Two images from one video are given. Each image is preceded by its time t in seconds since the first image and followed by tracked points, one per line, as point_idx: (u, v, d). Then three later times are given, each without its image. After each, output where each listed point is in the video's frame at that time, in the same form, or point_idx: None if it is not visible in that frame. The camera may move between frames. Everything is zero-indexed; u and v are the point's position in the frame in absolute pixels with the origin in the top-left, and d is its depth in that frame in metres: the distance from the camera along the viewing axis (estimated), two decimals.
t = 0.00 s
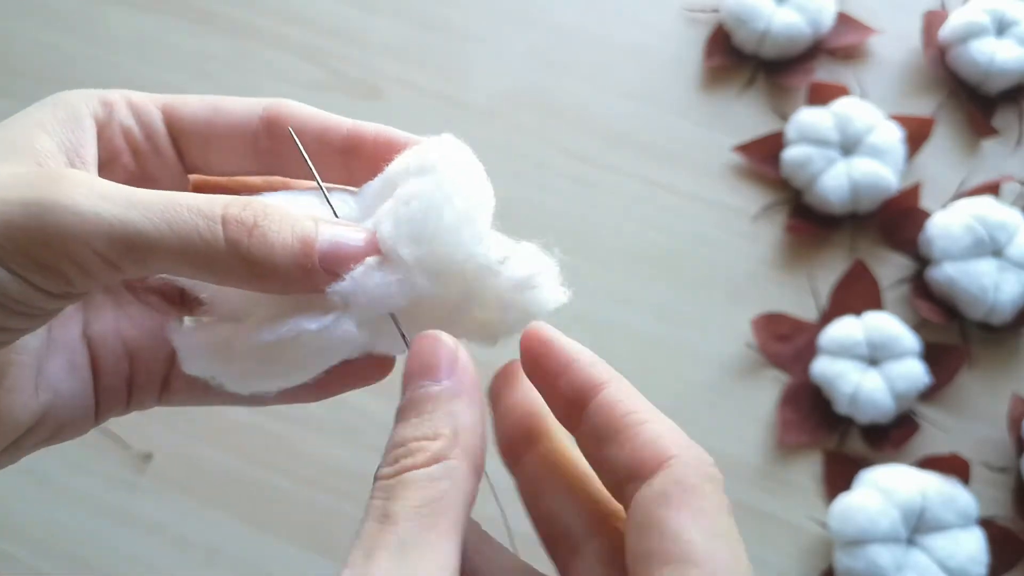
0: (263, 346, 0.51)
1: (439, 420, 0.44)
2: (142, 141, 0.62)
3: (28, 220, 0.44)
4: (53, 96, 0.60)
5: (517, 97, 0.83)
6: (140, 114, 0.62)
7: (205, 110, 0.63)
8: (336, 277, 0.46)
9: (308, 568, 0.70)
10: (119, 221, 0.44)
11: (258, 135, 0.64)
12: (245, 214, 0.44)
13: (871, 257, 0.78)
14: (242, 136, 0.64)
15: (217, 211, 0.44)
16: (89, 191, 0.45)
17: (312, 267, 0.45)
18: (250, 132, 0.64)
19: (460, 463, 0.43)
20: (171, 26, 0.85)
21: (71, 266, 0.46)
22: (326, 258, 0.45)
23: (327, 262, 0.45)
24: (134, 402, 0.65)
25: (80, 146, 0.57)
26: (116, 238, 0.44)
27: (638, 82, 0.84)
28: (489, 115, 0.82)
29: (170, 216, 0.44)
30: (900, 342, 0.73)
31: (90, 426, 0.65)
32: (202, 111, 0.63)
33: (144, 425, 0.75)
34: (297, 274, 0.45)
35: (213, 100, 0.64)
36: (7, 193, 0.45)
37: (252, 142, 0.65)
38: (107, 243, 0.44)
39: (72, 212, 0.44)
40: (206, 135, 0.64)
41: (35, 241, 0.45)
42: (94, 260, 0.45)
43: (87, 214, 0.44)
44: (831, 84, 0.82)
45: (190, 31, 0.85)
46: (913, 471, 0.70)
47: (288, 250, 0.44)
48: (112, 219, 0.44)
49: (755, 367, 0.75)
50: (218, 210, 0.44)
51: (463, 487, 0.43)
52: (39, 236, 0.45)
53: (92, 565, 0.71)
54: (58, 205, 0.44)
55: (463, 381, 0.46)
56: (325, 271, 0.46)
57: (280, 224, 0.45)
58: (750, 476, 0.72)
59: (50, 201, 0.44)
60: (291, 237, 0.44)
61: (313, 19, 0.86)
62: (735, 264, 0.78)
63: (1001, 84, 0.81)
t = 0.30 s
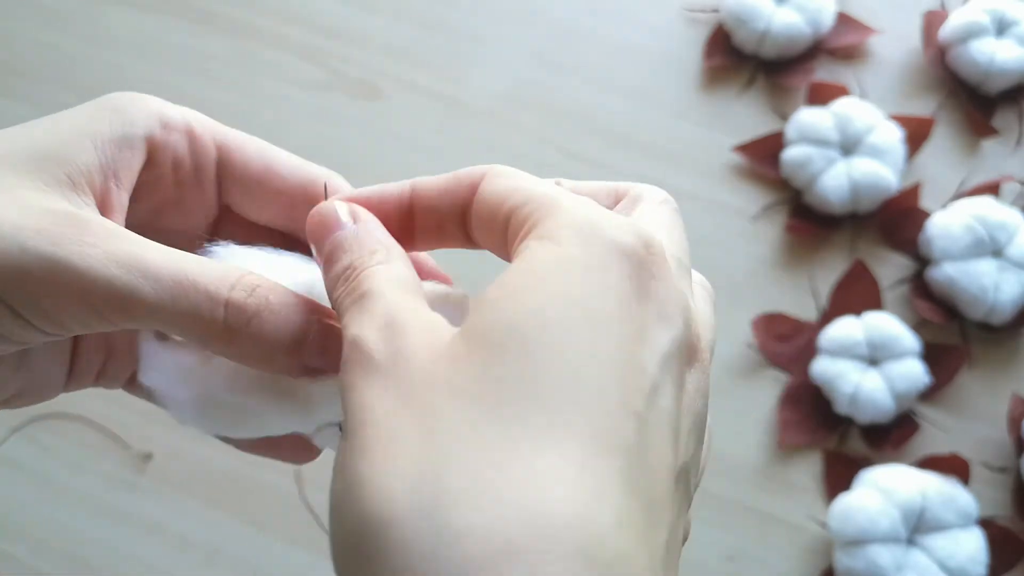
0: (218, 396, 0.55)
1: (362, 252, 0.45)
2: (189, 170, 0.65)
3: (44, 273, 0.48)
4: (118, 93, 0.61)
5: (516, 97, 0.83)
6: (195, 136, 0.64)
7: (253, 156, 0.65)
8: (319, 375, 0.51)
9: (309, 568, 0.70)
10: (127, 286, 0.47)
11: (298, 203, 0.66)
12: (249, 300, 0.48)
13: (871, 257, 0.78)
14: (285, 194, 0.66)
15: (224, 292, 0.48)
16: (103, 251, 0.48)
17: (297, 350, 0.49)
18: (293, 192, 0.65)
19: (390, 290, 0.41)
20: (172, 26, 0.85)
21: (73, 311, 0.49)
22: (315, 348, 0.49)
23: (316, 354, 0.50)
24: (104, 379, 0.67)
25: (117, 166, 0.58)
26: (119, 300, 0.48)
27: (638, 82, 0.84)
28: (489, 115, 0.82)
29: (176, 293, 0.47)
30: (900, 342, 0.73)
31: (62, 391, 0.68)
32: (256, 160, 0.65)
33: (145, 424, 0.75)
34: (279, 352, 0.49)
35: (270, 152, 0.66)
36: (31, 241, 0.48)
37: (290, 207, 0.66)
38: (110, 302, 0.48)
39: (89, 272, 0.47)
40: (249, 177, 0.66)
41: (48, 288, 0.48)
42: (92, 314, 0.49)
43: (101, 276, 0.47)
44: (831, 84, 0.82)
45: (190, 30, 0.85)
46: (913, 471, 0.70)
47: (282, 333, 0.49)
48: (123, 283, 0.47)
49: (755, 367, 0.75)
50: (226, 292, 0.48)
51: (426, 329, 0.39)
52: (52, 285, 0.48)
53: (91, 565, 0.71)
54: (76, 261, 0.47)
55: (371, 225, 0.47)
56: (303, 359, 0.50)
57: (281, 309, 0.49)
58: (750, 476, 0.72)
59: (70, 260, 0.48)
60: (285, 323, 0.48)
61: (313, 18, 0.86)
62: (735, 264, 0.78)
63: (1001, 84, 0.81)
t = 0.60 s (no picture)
0: (183, 393, 0.54)
1: (460, 179, 0.50)
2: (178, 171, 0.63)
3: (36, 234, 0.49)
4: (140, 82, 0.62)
5: (516, 97, 0.83)
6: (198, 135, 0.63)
7: (246, 177, 0.63)
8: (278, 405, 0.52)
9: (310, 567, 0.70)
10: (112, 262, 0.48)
11: (277, 232, 0.62)
12: (224, 306, 0.49)
13: (871, 257, 0.78)
14: (265, 221, 0.62)
15: (201, 291, 0.49)
16: (92, 216, 0.49)
17: (265, 364, 0.51)
18: (276, 219, 0.62)
19: (500, 226, 0.48)
20: (172, 26, 0.85)
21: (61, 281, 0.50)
22: (278, 364, 0.51)
23: (278, 377, 0.51)
24: (87, 376, 0.69)
25: (123, 151, 0.59)
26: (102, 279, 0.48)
27: (638, 82, 0.84)
28: (489, 115, 0.82)
29: (157, 282, 0.48)
30: (899, 342, 0.73)
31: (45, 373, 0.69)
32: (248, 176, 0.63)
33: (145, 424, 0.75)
34: (250, 368, 0.51)
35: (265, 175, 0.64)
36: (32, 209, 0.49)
37: (269, 236, 0.63)
38: (91, 273, 0.49)
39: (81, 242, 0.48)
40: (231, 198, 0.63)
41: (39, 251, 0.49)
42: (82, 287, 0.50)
43: (89, 248, 0.48)
44: (831, 84, 0.82)
45: (190, 31, 0.85)
46: (913, 471, 0.70)
47: (247, 347, 0.50)
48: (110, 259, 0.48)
49: (755, 367, 0.75)
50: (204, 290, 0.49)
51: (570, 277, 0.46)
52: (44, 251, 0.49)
53: (92, 565, 0.71)
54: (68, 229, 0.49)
55: (458, 152, 0.52)
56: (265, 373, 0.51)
57: (257, 323, 0.51)
58: (750, 476, 0.72)
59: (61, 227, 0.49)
60: (259, 338, 0.51)
61: (313, 18, 0.86)
62: (735, 264, 0.78)
63: (1001, 84, 0.81)
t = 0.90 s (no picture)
0: (205, 379, 0.54)
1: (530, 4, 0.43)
2: (191, 177, 0.65)
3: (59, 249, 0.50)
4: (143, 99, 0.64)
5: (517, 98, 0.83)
6: (201, 156, 0.66)
7: (253, 183, 0.67)
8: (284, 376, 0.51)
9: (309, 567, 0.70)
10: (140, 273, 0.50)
11: (290, 225, 0.65)
12: (252, 299, 0.49)
13: (871, 257, 0.78)
14: (279, 218, 0.65)
15: (226, 288, 0.50)
16: (115, 232, 0.51)
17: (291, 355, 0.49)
18: (284, 217, 0.65)
19: (514, 72, 0.41)
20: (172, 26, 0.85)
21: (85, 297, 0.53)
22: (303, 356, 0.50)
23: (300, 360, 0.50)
24: (100, 374, 0.68)
25: (137, 169, 0.61)
26: (132, 288, 0.50)
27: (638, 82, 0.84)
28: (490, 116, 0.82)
29: (188, 286, 0.49)
30: (899, 342, 0.73)
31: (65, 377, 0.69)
32: (254, 184, 0.67)
33: (145, 424, 0.75)
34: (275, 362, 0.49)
35: (269, 181, 0.67)
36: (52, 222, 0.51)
37: (280, 228, 0.65)
38: (130, 290, 0.50)
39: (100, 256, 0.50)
40: (242, 201, 0.66)
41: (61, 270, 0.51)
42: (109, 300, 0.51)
43: (124, 264, 0.50)
44: (831, 84, 0.82)
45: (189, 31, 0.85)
46: (913, 471, 0.70)
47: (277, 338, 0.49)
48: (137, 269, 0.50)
49: (755, 367, 0.75)
50: (230, 291, 0.50)
51: (568, 130, 0.38)
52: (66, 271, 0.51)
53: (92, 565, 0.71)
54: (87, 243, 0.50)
55: None
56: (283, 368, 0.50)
57: (279, 313, 0.49)
58: (750, 476, 0.72)
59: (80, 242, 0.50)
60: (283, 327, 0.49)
61: (313, 18, 0.86)
62: (735, 264, 0.78)
63: (1000, 84, 0.81)
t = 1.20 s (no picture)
0: (254, 287, 0.53)
1: None
2: (200, 112, 0.63)
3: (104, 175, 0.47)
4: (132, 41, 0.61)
5: (517, 98, 0.83)
6: (207, 87, 0.63)
7: (263, 100, 0.64)
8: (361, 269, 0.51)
9: (310, 568, 0.70)
10: (188, 190, 0.47)
11: (304, 139, 0.64)
12: (289, 200, 0.48)
13: (871, 257, 0.78)
14: (292, 129, 0.64)
15: (268, 193, 0.48)
16: (149, 155, 0.48)
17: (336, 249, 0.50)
18: (299, 130, 0.64)
19: None
20: (171, 26, 0.85)
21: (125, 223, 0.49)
22: (346, 253, 0.50)
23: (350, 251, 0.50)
24: (142, 321, 0.68)
25: (148, 103, 0.58)
26: (185, 206, 0.47)
27: (638, 82, 0.84)
28: (489, 116, 0.82)
29: (230, 194, 0.47)
30: (899, 342, 0.73)
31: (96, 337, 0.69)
32: (263, 102, 0.64)
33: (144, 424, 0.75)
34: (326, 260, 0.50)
35: (276, 97, 0.65)
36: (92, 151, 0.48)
37: (296, 144, 0.64)
38: (173, 207, 0.48)
39: (146, 177, 0.47)
40: (256, 120, 0.64)
41: (110, 206, 0.48)
42: (160, 220, 0.49)
43: (159, 178, 0.47)
44: (831, 84, 0.82)
45: (190, 31, 0.85)
46: (914, 471, 0.70)
47: (316, 243, 0.48)
48: (180, 190, 0.47)
49: (755, 368, 0.75)
50: (268, 199, 0.47)
51: None
52: (115, 203, 0.48)
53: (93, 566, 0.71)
54: (134, 170, 0.47)
55: None
56: (327, 266, 0.50)
57: (317, 211, 0.49)
58: (750, 476, 0.72)
59: (127, 168, 0.47)
60: (325, 226, 0.49)
61: (313, 18, 0.86)
62: (735, 265, 0.78)
63: (1000, 84, 0.81)
